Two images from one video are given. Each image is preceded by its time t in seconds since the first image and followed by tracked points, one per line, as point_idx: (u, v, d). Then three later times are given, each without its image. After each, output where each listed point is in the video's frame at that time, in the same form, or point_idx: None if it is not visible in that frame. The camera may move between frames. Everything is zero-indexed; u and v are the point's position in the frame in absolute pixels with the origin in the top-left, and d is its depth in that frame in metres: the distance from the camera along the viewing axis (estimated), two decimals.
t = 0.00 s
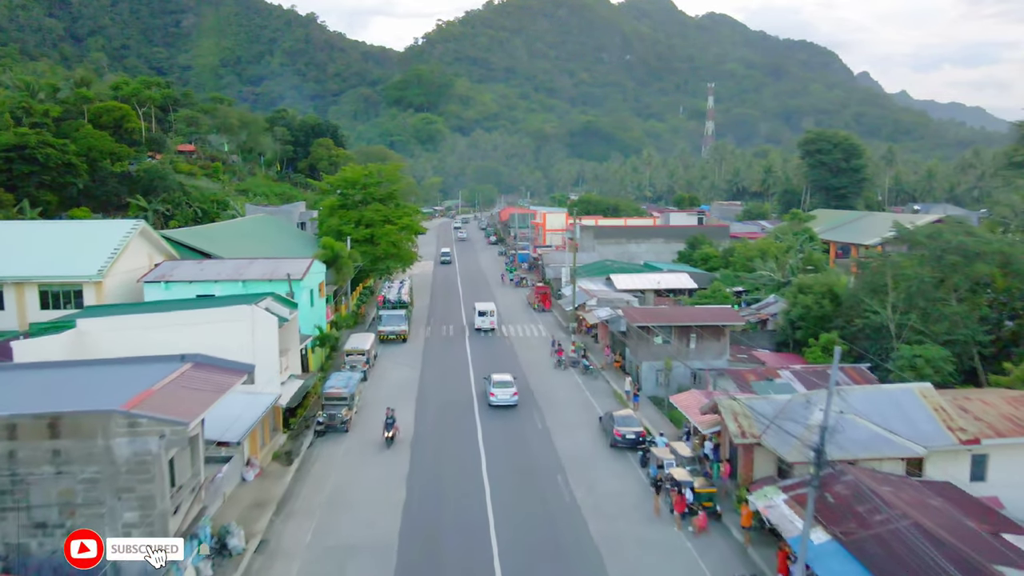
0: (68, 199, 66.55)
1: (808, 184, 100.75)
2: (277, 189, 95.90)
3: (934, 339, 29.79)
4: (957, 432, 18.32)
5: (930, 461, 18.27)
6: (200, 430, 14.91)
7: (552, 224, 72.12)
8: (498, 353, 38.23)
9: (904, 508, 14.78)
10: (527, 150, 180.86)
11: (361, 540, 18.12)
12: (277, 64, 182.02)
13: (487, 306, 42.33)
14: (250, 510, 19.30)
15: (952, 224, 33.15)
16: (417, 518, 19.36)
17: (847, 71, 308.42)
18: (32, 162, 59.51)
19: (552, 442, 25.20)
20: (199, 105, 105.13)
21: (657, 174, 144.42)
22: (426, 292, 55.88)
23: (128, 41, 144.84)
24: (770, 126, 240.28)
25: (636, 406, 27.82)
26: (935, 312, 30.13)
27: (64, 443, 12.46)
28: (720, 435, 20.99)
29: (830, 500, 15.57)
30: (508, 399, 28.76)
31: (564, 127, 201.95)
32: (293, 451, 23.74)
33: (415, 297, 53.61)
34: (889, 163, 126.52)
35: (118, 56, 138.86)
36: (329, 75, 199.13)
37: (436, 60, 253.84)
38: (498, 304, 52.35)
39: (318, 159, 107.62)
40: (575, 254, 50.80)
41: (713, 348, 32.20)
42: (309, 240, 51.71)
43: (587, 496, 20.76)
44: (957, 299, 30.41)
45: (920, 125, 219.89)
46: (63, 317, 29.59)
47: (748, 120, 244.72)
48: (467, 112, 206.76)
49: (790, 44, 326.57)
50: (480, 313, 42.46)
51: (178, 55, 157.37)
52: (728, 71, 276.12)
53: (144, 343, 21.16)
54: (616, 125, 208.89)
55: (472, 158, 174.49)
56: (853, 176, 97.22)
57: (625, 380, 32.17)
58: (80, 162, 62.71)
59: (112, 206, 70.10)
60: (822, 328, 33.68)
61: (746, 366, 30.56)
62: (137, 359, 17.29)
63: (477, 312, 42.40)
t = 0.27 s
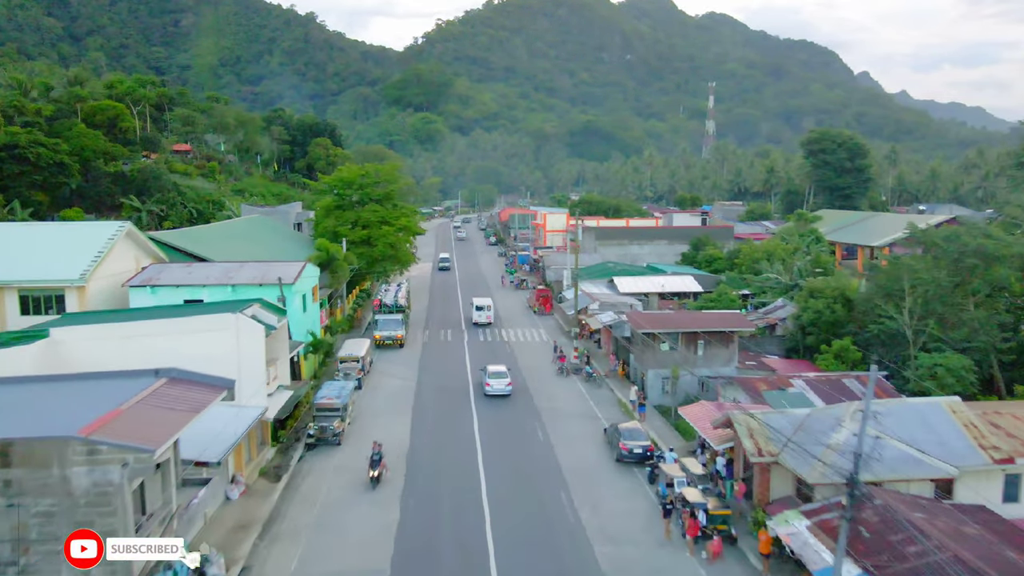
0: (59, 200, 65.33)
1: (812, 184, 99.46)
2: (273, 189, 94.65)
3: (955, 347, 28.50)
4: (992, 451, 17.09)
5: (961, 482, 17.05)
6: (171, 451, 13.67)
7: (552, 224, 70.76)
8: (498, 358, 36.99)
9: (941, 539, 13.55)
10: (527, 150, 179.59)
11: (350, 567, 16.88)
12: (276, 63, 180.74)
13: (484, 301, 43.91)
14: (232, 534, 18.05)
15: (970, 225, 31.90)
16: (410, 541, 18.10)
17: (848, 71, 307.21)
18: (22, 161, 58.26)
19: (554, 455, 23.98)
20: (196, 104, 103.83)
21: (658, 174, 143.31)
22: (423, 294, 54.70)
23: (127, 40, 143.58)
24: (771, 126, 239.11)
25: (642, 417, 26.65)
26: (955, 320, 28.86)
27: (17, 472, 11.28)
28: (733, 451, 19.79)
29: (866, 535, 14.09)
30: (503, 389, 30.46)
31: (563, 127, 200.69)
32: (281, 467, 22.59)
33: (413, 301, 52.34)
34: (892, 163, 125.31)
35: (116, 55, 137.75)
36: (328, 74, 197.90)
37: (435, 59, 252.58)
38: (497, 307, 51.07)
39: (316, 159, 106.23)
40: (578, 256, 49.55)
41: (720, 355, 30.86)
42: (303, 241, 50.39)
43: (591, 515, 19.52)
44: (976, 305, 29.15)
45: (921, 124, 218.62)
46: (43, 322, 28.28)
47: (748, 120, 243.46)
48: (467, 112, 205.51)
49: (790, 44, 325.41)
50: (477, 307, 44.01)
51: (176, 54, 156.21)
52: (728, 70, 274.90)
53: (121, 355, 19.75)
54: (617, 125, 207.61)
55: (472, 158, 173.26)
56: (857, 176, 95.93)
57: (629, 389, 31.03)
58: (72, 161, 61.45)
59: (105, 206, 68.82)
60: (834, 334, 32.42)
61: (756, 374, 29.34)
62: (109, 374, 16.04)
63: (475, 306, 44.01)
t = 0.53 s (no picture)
0: (51, 199, 64.10)
1: (816, 184, 98.25)
2: (271, 189, 93.48)
3: (975, 353, 27.22)
4: None
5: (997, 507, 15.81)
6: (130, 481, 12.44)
7: (553, 225, 69.50)
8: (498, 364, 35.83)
9: None
10: (527, 150, 178.40)
11: None
12: (275, 63, 179.46)
13: (481, 296, 45.36)
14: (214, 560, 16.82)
15: (988, 226, 30.65)
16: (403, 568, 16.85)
17: (848, 71, 305.92)
18: (12, 160, 57.47)
19: (557, 472, 22.71)
20: (192, 103, 102.62)
21: (660, 174, 142.20)
22: (420, 298, 53.48)
23: (127, 40, 142.72)
24: (772, 126, 237.89)
25: (649, 428, 25.47)
26: (975, 325, 27.52)
27: None
28: (748, 469, 18.57)
29: None
30: (500, 380, 31.82)
31: (563, 127, 199.54)
32: (267, 483, 21.38)
33: (410, 304, 51.09)
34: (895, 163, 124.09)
35: (115, 55, 136.65)
36: (328, 74, 196.47)
37: (435, 59, 251.33)
38: (496, 310, 49.82)
39: (313, 159, 104.94)
40: (580, 258, 48.33)
41: (729, 362, 29.61)
42: (298, 243, 49.11)
43: (597, 539, 18.24)
44: (997, 307, 27.78)
45: (923, 124, 217.23)
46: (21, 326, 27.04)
47: (749, 120, 242.34)
48: (466, 112, 204.36)
49: (791, 43, 324.24)
50: (474, 302, 45.53)
51: (175, 54, 155.08)
52: (729, 70, 273.64)
53: (97, 366, 18.53)
54: (617, 125, 206.40)
55: (471, 158, 172.04)
56: (862, 175, 94.67)
57: (635, 398, 29.81)
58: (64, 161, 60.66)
59: (99, 207, 67.60)
60: (847, 341, 31.15)
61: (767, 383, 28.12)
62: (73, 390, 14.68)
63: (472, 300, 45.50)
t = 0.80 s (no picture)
0: (41, 199, 62.74)
1: (820, 184, 96.92)
2: (267, 189, 92.10)
3: (998, 361, 25.84)
4: None
5: None
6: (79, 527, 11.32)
7: (554, 226, 68.23)
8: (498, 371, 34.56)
9: None
10: (527, 150, 177.07)
11: None
12: (274, 63, 177.96)
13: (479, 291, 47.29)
14: None
15: (1010, 227, 29.29)
16: None
17: (849, 71, 304.54)
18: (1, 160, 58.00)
19: (561, 491, 21.36)
20: (187, 102, 101.20)
21: (661, 174, 140.88)
22: (418, 301, 52.14)
23: (125, 39, 141.64)
24: (773, 126, 236.57)
25: (657, 442, 24.19)
26: (998, 333, 26.15)
27: None
28: (767, 491, 17.27)
29: None
30: (495, 371, 33.53)
31: (564, 127, 198.24)
32: (251, 505, 20.13)
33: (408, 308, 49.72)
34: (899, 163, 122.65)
35: (113, 54, 135.37)
36: (327, 74, 194.78)
37: (435, 58, 249.89)
38: (496, 314, 48.45)
39: (310, 159, 103.50)
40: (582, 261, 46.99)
41: (740, 372, 28.27)
42: (292, 246, 47.64)
43: (604, 567, 16.92)
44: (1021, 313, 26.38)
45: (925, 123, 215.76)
46: None
47: (750, 119, 241.04)
48: (466, 112, 203.02)
49: (791, 43, 322.85)
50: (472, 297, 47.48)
51: (174, 54, 153.79)
52: (729, 70, 272.27)
53: (65, 381, 17.13)
54: (617, 125, 205.04)
55: (470, 158, 170.63)
56: (867, 176, 93.24)
57: (641, 409, 28.54)
58: (54, 161, 60.98)
59: (91, 207, 66.29)
60: (863, 349, 29.81)
61: (779, 393, 26.84)
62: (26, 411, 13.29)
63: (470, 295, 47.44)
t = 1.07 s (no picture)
0: (32, 200, 61.50)
1: (823, 184, 95.66)
2: (263, 190, 90.83)
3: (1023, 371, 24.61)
4: None
5: None
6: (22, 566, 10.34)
7: (554, 227, 66.39)
8: (498, 379, 33.36)
9: None
10: (527, 150, 175.81)
11: None
12: (273, 63, 176.63)
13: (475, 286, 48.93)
14: None
15: None
16: None
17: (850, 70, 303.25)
18: None
19: (562, 509, 20.20)
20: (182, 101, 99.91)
21: (661, 173, 139.71)
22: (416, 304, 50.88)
23: (124, 38, 140.61)
24: (773, 125, 235.37)
25: (665, 457, 22.93)
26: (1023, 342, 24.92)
27: None
28: (788, 515, 16.02)
29: None
30: (490, 362, 34.80)
31: (563, 127, 196.94)
32: (234, 526, 18.87)
33: (405, 311, 48.40)
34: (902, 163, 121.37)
35: (112, 54, 134.18)
36: (326, 74, 193.33)
37: (434, 58, 248.65)
38: (495, 318, 47.22)
39: (307, 159, 102.21)
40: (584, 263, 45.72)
41: (750, 381, 27.03)
42: (287, 249, 46.31)
43: None
44: None
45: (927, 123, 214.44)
46: None
47: (751, 119, 239.87)
48: (466, 111, 201.82)
49: (792, 43, 321.58)
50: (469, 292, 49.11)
51: (172, 53, 152.47)
52: (730, 69, 271.22)
53: (30, 394, 15.75)
54: (617, 124, 203.82)
55: (470, 157, 169.39)
56: (871, 176, 91.99)
57: (646, 419, 27.32)
58: (46, 161, 59.41)
59: (83, 208, 64.96)
60: (878, 356, 28.61)
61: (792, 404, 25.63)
62: None
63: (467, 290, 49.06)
